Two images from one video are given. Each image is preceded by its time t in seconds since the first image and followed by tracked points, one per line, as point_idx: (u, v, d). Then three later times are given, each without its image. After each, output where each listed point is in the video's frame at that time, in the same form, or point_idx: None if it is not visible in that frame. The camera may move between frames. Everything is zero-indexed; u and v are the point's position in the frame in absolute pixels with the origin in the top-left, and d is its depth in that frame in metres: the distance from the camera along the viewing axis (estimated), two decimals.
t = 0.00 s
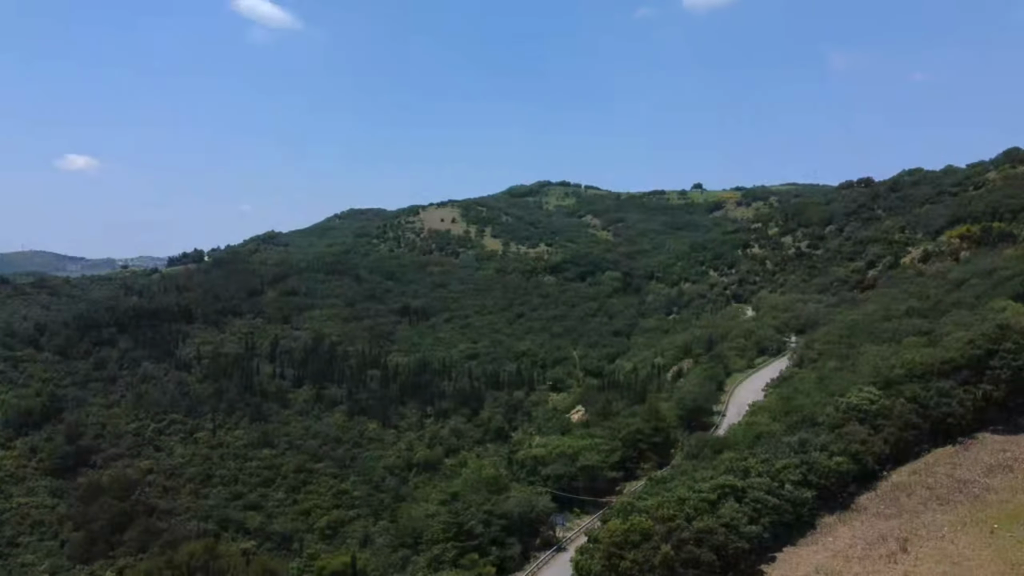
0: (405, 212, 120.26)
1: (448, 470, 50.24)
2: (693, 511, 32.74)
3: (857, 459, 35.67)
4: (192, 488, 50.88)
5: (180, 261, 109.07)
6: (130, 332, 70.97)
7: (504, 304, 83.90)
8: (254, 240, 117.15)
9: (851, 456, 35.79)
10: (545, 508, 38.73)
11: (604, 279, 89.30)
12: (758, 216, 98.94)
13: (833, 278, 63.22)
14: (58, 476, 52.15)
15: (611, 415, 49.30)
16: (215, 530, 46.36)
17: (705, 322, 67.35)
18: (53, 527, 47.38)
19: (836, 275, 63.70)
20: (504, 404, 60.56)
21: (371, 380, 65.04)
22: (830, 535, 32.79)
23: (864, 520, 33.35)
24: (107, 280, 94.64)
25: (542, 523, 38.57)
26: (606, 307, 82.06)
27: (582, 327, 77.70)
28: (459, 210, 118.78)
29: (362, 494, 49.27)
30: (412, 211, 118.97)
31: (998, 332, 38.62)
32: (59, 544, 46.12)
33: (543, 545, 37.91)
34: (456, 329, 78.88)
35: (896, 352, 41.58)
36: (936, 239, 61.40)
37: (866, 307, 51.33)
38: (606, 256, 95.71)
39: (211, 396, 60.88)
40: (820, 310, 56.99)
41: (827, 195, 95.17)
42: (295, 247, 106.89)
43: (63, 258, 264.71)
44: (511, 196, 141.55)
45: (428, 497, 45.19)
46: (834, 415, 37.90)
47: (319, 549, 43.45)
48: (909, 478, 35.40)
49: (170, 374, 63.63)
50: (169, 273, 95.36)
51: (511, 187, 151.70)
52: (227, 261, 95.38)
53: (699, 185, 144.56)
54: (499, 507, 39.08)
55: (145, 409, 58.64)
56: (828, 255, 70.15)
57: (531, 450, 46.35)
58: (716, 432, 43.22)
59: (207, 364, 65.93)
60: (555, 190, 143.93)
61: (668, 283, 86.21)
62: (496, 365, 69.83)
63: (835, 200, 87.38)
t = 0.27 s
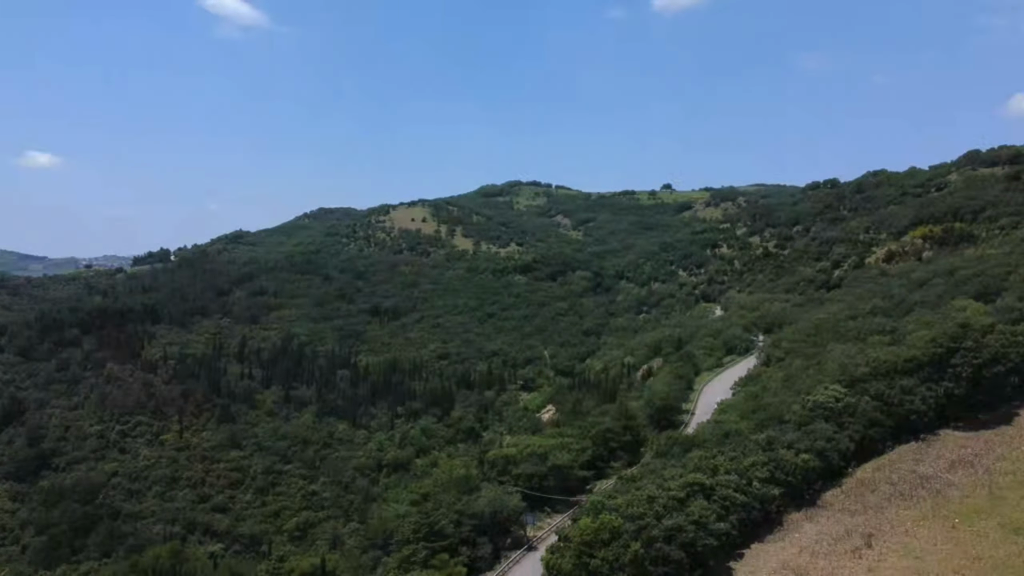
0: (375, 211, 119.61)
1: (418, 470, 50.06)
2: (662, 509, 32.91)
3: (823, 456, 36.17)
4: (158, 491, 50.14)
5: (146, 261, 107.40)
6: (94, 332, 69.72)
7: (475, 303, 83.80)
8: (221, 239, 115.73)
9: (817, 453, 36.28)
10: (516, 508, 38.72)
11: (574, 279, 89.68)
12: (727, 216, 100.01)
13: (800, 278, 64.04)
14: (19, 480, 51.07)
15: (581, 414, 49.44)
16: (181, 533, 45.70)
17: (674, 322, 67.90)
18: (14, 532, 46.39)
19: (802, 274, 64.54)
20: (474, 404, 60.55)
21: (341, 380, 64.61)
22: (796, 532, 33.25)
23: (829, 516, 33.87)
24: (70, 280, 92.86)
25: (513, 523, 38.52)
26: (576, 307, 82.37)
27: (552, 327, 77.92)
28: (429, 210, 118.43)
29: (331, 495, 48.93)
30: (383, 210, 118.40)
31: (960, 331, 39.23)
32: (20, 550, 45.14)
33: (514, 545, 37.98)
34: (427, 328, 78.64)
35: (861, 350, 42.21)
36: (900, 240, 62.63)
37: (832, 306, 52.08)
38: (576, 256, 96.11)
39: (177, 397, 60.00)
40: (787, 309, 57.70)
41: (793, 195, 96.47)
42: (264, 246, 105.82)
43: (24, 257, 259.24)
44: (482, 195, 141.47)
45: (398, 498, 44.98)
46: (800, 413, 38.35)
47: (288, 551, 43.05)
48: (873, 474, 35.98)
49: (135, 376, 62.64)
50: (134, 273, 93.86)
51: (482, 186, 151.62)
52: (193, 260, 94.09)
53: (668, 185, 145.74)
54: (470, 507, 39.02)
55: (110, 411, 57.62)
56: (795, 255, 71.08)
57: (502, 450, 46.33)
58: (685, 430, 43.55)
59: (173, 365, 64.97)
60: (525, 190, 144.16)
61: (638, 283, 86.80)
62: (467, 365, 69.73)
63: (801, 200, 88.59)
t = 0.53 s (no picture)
0: (343, 210, 118.81)
1: (387, 471, 49.87)
2: (631, 507, 33.07)
3: (787, 454, 36.66)
4: (121, 494, 49.27)
5: (108, 260, 105.41)
6: (54, 333, 68.31)
7: (444, 303, 83.64)
8: (186, 238, 114.03)
9: (782, 450, 36.76)
10: (485, 508, 38.71)
11: (543, 279, 90.05)
12: (694, 216, 101.09)
13: (765, 278, 64.92)
14: None
15: (550, 413, 49.59)
16: (145, 537, 44.97)
17: (642, 321, 68.44)
18: None
19: (767, 274, 65.42)
20: (443, 404, 60.51)
21: (308, 381, 64.11)
22: (762, 528, 33.70)
23: (794, 512, 34.37)
24: (29, 280, 90.82)
25: (482, 523, 38.51)
26: (545, 306, 82.66)
27: (521, 326, 78.13)
28: (398, 209, 117.95)
29: (298, 497, 48.54)
30: (351, 209, 117.67)
31: (920, 328, 39.77)
32: None
33: (483, 544, 37.96)
34: (395, 329, 78.33)
35: (824, 349, 42.84)
36: (863, 240, 63.91)
37: (796, 306, 52.84)
38: (545, 256, 96.49)
39: (141, 398, 59.02)
40: (752, 308, 58.46)
41: (759, 195, 97.78)
42: (229, 245, 104.52)
43: None
44: (451, 194, 141.26)
45: (367, 499, 44.75)
46: (766, 411, 38.85)
47: (255, 554, 42.63)
48: (836, 471, 36.55)
49: (97, 377, 61.53)
50: (96, 273, 92.10)
51: (450, 185, 151.37)
52: (157, 260, 92.60)
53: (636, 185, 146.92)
54: (439, 508, 38.94)
55: (71, 413, 56.49)
56: (760, 254, 72.04)
57: (470, 449, 46.30)
58: (653, 429, 43.89)
59: (136, 366, 63.93)
60: (494, 190, 144.27)
61: (606, 282, 87.37)
62: (435, 365, 69.57)
63: (766, 201, 89.85)
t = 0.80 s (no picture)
0: (314, 209, 118.02)
1: (358, 472, 49.62)
2: (602, 505, 33.15)
3: (757, 451, 37.03)
4: (86, 497, 48.40)
5: (72, 260, 103.48)
6: (17, 335, 66.95)
7: (416, 303, 83.40)
8: (153, 237, 112.33)
9: (752, 448, 37.14)
10: (457, 508, 38.63)
11: (515, 279, 90.37)
12: (665, 216, 101.99)
13: (734, 278, 65.60)
14: None
15: (522, 413, 49.66)
16: (111, 541, 44.25)
17: (613, 320, 68.84)
18: None
19: (737, 274, 66.11)
20: (415, 404, 60.43)
21: (278, 382, 63.58)
22: (732, 526, 34.02)
23: (763, 509, 34.74)
24: None
25: (455, 524, 38.46)
26: (518, 306, 82.87)
27: (493, 326, 78.27)
28: (369, 208, 117.33)
29: (269, 499, 48.13)
30: (322, 208, 116.83)
31: (885, 327, 40.24)
32: None
33: (455, 545, 37.86)
34: (366, 329, 77.97)
35: (793, 348, 43.35)
36: (830, 241, 64.99)
37: (764, 306, 53.44)
38: (516, 255, 96.83)
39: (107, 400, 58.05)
40: (722, 308, 59.04)
41: (729, 196, 98.87)
42: (198, 245, 103.21)
43: None
44: (423, 194, 140.92)
45: (338, 500, 44.47)
46: (735, 410, 39.23)
47: (224, 557, 42.17)
48: (805, 468, 37.00)
49: (62, 379, 60.39)
50: (60, 272, 90.39)
51: (422, 185, 151.00)
52: (124, 259, 91.12)
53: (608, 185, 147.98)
54: (411, 508, 38.78)
55: (34, 415, 55.36)
56: (730, 254, 72.81)
57: (443, 450, 46.20)
58: (625, 428, 44.12)
59: (102, 367, 62.86)
60: (466, 190, 144.21)
61: (577, 282, 87.85)
62: (407, 365, 69.36)
63: (735, 201, 90.88)
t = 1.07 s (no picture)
0: (277, 208, 116.63)
1: (322, 473, 49.25)
2: (567, 504, 33.29)
3: (719, 449, 37.47)
4: (42, 502, 47.27)
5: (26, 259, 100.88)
6: None
7: (381, 303, 82.96)
8: (111, 236, 110.02)
9: (714, 446, 37.58)
10: (423, 508, 38.52)
11: (480, 279, 90.64)
12: (630, 216, 102.80)
13: (697, 278, 66.34)
14: None
15: (487, 413, 49.65)
16: (68, 546, 43.29)
17: (579, 320, 69.15)
18: None
19: (700, 274, 66.84)
20: (380, 405, 60.19)
21: (240, 383, 62.80)
22: (695, 522, 34.42)
23: (725, 506, 35.18)
24: None
25: (420, 523, 38.05)
26: (483, 305, 83.03)
27: (459, 325, 78.24)
28: (334, 207, 116.30)
29: (231, 501, 47.53)
30: (285, 206, 115.54)
31: (844, 326, 40.96)
32: None
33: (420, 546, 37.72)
34: (330, 329, 77.33)
35: (754, 346, 43.97)
36: (792, 241, 66.16)
37: (726, 305, 54.10)
38: (481, 255, 97.10)
39: (63, 402, 56.75)
40: (686, 307, 59.63)
41: (693, 196, 99.99)
42: (158, 244, 101.35)
43: None
44: (388, 193, 140.23)
45: (301, 502, 44.07)
46: (698, 408, 39.66)
47: (184, 561, 41.58)
48: (766, 465, 37.56)
49: (16, 381, 58.86)
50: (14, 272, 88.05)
51: (387, 184, 150.25)
52: (81, 258, 89.11)
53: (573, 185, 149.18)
54: (375, 509, 38.57)
55: None
56: (694, 254, 73.60)
57: (408, 450, 46.02)
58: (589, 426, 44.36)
59: (58, 369, 61.40)
60: (432, 189, 143.88)
61: (542, 282, 88.41)
62: (372, 365, 68.94)
63: (699, 202, 92.00)
